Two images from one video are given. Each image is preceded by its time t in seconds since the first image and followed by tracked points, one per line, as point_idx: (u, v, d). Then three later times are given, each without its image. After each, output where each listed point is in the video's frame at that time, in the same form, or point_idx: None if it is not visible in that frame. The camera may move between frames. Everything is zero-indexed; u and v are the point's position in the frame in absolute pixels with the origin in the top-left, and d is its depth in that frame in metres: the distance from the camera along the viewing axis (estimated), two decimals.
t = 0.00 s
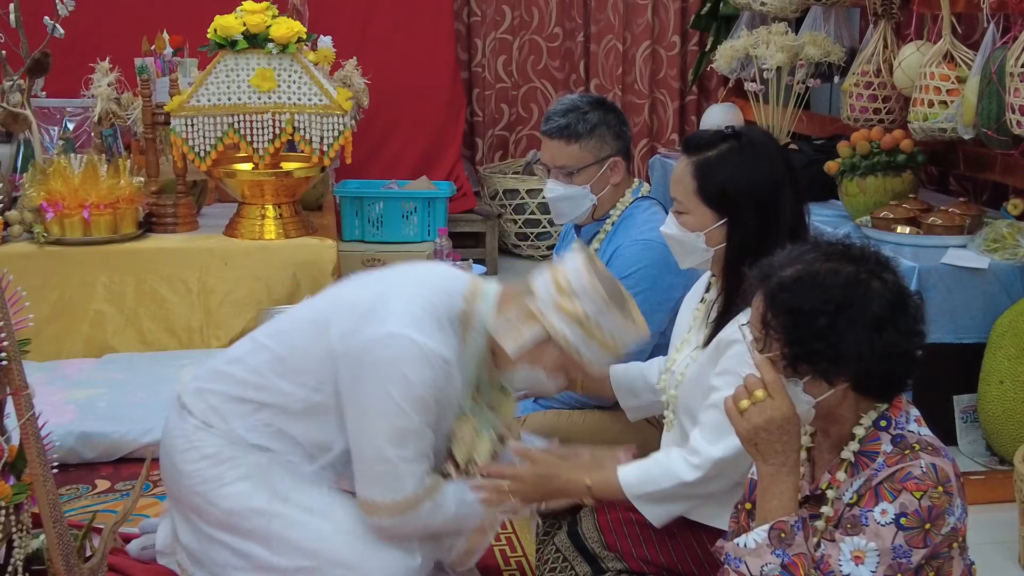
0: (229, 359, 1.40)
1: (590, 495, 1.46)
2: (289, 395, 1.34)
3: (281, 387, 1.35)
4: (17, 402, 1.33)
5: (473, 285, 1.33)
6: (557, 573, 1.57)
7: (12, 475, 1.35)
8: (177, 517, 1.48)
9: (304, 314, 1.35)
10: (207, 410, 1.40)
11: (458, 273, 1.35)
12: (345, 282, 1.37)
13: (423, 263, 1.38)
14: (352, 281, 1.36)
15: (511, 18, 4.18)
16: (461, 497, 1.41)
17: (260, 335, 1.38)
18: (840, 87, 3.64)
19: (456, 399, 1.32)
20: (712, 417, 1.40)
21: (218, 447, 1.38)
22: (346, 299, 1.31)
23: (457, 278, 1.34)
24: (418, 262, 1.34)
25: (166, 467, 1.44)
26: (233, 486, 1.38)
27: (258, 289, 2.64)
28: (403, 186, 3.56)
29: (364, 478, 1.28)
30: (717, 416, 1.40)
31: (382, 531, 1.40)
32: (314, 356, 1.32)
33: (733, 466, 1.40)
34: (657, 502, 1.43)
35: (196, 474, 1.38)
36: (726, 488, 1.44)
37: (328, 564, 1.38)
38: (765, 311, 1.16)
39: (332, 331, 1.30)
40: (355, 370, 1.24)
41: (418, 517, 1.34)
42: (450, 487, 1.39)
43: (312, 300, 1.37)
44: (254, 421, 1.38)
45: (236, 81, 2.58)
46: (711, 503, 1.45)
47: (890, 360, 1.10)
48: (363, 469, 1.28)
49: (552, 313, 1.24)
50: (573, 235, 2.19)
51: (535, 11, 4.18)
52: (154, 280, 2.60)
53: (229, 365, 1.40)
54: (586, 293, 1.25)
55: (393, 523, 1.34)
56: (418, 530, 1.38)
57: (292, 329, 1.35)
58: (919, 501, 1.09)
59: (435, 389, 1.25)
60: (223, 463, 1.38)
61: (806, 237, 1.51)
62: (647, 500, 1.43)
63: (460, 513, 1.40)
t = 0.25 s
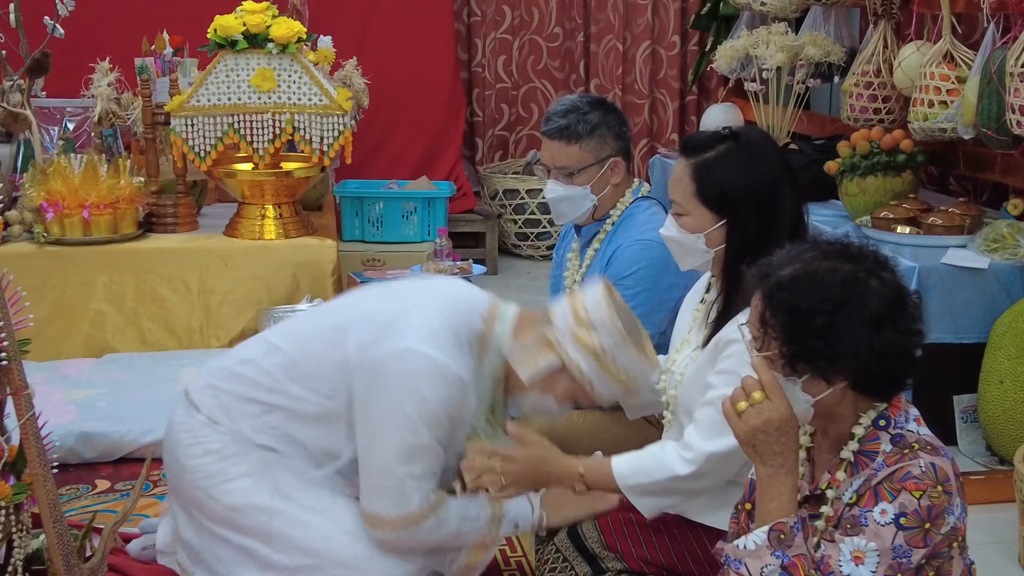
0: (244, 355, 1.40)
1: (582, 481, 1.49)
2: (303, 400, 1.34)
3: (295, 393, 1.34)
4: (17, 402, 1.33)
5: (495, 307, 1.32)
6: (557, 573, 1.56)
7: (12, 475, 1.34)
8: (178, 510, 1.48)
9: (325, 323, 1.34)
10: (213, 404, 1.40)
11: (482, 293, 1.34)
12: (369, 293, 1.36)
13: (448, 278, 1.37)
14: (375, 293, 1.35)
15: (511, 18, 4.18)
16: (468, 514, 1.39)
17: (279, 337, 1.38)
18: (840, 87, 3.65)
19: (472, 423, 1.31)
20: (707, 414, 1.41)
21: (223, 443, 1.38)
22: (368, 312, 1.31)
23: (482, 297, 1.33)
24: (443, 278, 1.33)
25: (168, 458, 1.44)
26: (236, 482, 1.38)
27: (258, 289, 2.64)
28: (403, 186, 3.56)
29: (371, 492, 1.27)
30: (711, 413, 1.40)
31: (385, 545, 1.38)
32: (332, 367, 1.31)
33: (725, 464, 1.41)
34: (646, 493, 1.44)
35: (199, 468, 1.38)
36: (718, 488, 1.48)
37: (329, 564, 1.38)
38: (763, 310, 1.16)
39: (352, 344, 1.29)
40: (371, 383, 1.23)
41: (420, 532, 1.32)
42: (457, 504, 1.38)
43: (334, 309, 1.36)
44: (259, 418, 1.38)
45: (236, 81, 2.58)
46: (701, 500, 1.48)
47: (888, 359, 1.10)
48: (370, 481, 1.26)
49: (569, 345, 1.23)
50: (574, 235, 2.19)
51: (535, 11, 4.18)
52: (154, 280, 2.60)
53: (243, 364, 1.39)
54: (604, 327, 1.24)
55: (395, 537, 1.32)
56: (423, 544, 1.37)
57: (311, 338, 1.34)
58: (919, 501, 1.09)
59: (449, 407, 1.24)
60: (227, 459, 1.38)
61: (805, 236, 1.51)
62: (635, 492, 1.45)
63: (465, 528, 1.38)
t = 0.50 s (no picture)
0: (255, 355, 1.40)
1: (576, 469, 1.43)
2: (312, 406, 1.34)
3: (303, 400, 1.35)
4: (17, 402, 1.33)
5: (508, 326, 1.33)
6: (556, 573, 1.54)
7: (12, 475, 1.34)
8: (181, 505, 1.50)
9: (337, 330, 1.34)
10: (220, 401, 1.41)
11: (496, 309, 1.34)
12: (383, 303, 1.35)
13: (461, 292, 1.37)
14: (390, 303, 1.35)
15: (511, 18, 4.18)
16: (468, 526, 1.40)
17: (292, 342, 1.37)
18: (840, 87, 3.65)
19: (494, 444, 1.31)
20: (705, 409, 1.40)
21: (228, 440, 1.40)
22: (382, 323, 1.30)
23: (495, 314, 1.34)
24: (457, 291, 1.33)
25: (171, 453, 1.45)
26: (239, 479, 1.40)
27: (258, 289, 2.64)
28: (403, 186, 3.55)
29: (373, 502, 1.27)
30: (706, 408, 1.39)
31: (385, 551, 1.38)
32: (342, 376, 1.31)
33: (721, 459, 1.40)
34: (640, 486, 1.44)
35: (202, 464, 1.40)
36: (710, 487, 1.48)
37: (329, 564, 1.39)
38: (761, 308, 1.16)
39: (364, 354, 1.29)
40: (383, 395, 1.23)
41: (421, 547, 1.33)
42: (458, 519, 1.39)
43: (347, 316, 1.36)
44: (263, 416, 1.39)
45: (236, 81, 2.58)
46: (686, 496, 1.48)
47: (886, 357, 1.10)
48: (375, 495, 1.26)
49: (580, 373, 1.25)
50: (574, 235, 2.19)
51: (535, 11, 4.18)
52: (154, 280, 2.60)
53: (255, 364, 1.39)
54: (618, 358, 1.26)
55: (394, 551, 1.33)
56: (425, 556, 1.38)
57: (323, 345, 1.34)
58: (918, 501, 1.09)
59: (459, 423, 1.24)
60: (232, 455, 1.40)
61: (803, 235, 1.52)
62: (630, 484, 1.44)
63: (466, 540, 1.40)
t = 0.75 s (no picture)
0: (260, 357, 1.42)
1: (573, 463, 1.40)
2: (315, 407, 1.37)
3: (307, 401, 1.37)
4: (17, 402, 1.32)
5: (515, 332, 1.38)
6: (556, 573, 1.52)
7: (12, 475, 1.34)
8: (182, 504, 1.52)
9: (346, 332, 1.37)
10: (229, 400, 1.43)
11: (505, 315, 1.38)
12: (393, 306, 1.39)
13: (471, 297, 1.40)
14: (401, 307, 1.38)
15: (511, 18, 4.18)
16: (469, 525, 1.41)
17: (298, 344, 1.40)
18: (840, 87, 3.65)
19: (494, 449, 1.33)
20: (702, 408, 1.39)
21: (230, 438, 1.41)
22: (390, 327, 1.34)
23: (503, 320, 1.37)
24: (466, 297, 1.36)
25: (172, 454, 1.47)
26: (241, 477, 1.41)
27: (258, 289, 2.64)
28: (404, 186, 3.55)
29: (375, 506, 1.30)
30: (704, 407, 1.39)
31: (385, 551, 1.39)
32: (349, 378, 1.34)
33: (717, 458, 1.40)
34: (635, 481, 1.42)
35: (204, 461, 1.41)
36: (706, 485, 1.47)
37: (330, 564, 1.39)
38: (761, 307, 1.16)
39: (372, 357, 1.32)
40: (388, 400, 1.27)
41: (421, 552, 1.34)
42: (459, 521, 1.40)
43: (356, 320, 1.39)
44: (268, 414, 1.41)
45: (236, 81, 2.58)
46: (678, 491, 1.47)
47: (885, 357, 1.10)
48: (377, 499, 1.29)
49: (586, 383, 1.33)
50: (574, 234, 2.19)
51: (535, 11, 4.18)
52: (154, 280, 2.60)
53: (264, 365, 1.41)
54: (623, 369, 1.33)
55: (395, 556, 1.34)
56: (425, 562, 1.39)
57: (330, 348, 1.36)
58: (918, 501, 1.09)
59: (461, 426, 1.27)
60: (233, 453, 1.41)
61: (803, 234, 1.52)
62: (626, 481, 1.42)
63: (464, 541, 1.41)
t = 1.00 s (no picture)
0: (264, 358, 1.46)
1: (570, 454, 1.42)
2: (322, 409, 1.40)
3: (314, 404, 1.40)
4: (17, 403, 1.32)
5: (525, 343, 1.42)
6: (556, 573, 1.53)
7: (12, 475, 1.34)
8: (183, 497, 1.56)
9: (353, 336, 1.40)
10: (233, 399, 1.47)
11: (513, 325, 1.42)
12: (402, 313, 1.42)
13: (477, 305, 1.44)
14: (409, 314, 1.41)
15: (511, 18, 4.18)
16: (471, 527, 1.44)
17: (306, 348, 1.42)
18: (840, 87, 3.65)
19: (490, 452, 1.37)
20: (699, 407, 1.38)
21: (234, 435, 1.45)
22: (400, 334, 1.36)
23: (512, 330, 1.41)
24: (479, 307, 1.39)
25: (174, 450, 1.52)
26: (244, 474, 1.45)
27: (258, 289, 2.64)
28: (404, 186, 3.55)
29: (378, 514, 1.33)
30: (700, 406, 1.38)
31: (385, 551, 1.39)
32: (358, 383, 1.36)
33: (713, 457, 1.39)
34: (632, 477, 1.42)
35: (206, 458, 1.45)
36: (704, 485, 1.49)
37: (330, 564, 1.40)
38: (759, 307, 1.16)
39: (382, 363, 1.35)
40: (399, 407, 1.30)
41: (423, 560, 1.36)
42: (460, 525, 1.43)
43: (365, 325, 1.41)
44: (275, 415, 1.44)
45: (236, 81, 2.58)
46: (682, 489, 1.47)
47: (884, 356, 1.10)
48: (380, 506, 1.33)
49: (594, 398, 1.41)
50: (574, 234, 2.20)
51: (535, 11, 4.18)
52: (154, 281, 2.60)
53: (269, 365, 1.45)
54: (630, 389, 1.41)
55: (397, 562, 1.37)
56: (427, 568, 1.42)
57: (338, 353, 1.39)
58: (917, 501, 1.09)
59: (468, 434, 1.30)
60: (236, 450, 1.45)
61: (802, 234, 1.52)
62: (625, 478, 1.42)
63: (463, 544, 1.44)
